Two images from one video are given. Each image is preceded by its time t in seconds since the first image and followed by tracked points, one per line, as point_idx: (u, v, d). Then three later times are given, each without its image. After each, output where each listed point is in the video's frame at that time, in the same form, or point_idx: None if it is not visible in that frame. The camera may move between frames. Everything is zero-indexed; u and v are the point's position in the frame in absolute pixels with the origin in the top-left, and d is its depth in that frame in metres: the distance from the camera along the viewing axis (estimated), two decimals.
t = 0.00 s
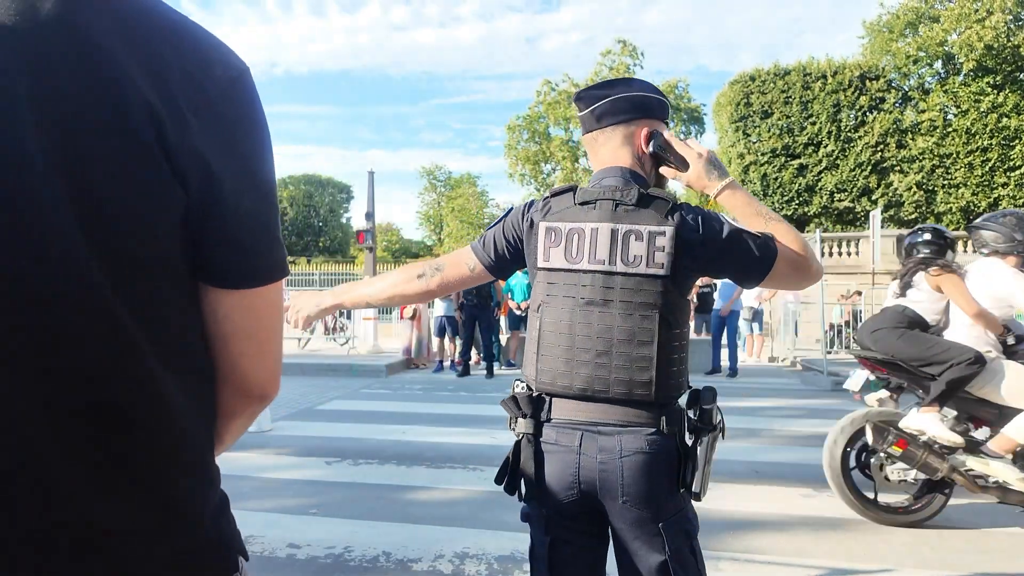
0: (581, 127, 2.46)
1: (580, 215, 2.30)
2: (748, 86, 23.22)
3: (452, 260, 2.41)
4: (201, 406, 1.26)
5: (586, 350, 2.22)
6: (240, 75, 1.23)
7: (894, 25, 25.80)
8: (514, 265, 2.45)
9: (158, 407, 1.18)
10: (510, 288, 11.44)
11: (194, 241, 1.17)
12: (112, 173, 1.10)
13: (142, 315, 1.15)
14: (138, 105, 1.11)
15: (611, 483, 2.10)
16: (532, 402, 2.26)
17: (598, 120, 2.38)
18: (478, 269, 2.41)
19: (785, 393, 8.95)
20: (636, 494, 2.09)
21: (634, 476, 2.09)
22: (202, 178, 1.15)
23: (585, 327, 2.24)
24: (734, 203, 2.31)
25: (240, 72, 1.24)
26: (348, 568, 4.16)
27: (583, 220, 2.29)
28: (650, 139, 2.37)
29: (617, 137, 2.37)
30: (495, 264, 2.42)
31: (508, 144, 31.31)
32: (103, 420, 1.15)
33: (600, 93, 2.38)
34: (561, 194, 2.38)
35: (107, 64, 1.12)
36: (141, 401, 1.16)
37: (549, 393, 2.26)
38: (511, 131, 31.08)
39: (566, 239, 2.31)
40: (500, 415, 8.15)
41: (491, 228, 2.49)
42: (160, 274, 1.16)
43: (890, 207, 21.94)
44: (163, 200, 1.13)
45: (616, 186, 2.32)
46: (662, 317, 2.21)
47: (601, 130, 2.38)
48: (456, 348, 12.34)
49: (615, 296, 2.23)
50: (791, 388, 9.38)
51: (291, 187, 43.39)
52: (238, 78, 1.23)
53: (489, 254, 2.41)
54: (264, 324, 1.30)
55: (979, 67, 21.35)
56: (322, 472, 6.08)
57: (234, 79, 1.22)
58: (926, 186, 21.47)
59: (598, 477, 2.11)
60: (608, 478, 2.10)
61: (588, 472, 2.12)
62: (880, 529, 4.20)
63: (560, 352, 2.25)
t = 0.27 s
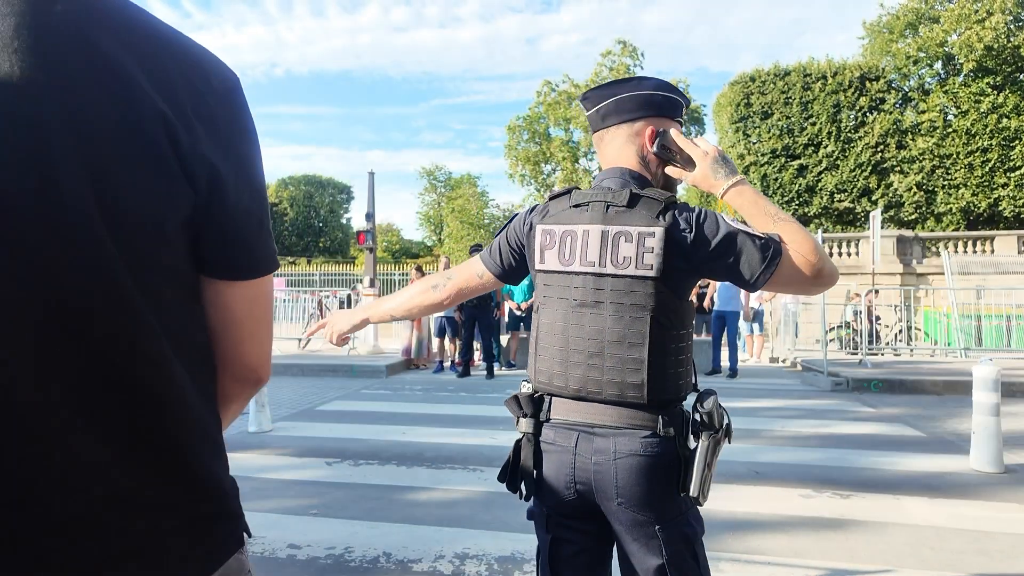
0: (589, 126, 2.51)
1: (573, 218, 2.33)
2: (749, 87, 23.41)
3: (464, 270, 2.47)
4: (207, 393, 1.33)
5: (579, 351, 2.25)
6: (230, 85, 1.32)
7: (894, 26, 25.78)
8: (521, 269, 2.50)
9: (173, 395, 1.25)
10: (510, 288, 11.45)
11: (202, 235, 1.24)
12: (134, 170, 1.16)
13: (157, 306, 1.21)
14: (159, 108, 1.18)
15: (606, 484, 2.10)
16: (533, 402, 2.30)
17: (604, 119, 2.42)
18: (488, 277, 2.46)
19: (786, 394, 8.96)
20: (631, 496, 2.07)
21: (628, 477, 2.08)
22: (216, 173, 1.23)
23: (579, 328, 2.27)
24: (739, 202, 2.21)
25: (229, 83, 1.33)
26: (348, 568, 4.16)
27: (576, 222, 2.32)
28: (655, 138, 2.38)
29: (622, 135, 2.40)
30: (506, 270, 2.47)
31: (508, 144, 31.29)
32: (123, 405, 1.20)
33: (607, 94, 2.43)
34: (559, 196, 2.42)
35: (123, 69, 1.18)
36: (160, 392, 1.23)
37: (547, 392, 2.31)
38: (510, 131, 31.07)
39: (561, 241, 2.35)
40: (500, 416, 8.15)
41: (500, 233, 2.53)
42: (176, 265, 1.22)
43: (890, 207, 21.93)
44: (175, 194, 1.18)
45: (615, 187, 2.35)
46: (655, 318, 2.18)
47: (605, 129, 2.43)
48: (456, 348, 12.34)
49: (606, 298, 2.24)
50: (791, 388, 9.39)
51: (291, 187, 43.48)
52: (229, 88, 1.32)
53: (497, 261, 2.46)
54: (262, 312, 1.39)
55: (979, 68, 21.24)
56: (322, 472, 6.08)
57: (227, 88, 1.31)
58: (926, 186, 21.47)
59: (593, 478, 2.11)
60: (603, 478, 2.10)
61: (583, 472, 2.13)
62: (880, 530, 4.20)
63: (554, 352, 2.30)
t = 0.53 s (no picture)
0: (590, 124, 2.51)
1: (571, 217, 2.33)
2: (748, 87, 23.37)
3: (462, 268, 2.48)
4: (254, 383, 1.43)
5: (578, 350, 2.25)
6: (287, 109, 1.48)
7: (894, 26, 25.79)
8: (520, 269, 2.50)
9: (227, 385, 1.35)
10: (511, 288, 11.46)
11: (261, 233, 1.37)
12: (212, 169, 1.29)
13: (221, 299, 1.32)
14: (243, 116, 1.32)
15: (606, 481, 2.10)
16: (532, 401, 2.30)
17: (605, 116, 2.43)
18: (488, 275, 2.47)
19: (785, 394, 8.96)
20: (631, 493, 2.07)
21: (628, 474, 2.08)
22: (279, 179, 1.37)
23: (577, 328, 2.27)
24: (739, 202, 2.21)
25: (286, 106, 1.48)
26: (348, 568, 4.16)
27: (575, 222, 2.32)
28: (656, 137, 2.38)
29: (622, 133, 2.40)
30: (505, 269, 2.48)
31: (508, 145, 31.30)
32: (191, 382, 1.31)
33: (610, 90, 2.43)
34: (556, 196, 2.42)
35: (210, 76, 1.31)
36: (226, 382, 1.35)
37: (546, 391, 2.31)
38: (511, 132, 31.07)
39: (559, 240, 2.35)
40: (500, 416, 8.16)
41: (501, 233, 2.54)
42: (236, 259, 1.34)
43: (890, 207, 21.95)
44: (241, 204, 1.33)
45: (613, 185, 2.34)
46: (653, 317, 2.18)
47: (606, 126, 2.43)
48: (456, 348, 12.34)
49: (605, 297, 2.24)
50: (791, 388, 9.39)
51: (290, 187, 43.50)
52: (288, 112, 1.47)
53: (495, 260, 2.47)
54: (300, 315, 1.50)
55: (979, 68, 21.25)
56: (323, 472, 6.08)
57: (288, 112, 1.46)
58: (926, 186, 21.49)
59: (593, 475, 2.12)
60: (602, 476, 2.10)
61: (582, 470, 2.14)
62: (879, 529, 4.20)
63: (553, 351, 2.31)
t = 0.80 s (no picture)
0: (585, 121, 2.49)
1: (574, 215, 2.33)
2: (748, 87, 23.35)
3: (456, 265, 2.45)
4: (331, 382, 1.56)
5: (581, 347, 2.25)
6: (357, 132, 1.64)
7: (894, 26, 25.82)
8: (516, 266, 2.48)
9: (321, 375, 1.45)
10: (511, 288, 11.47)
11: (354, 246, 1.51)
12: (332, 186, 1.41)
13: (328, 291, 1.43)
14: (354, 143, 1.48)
15: (607, 479, 2.11)
16: (530, 399, 2.29)
17: (604, 114, 2.41)
18: (481, 272, 2.45)
19: (784, 393, 8.97)
20: (632, 490, 2.08)
21: (630, 471, 2.09)
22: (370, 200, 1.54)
23: (580, 325, 2.27)
24: (734, 203, 2.28)
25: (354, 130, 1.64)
26: (348, 567, 4.16)
27: (578, 219, 2.32)
28: (653, 137, 2.39)
29: (620, 132, 2.39)
30: (498, 268, 2.45)
31: (508, 144, 31.31)
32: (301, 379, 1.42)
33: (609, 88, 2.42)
34: (556, 193, 2.41)
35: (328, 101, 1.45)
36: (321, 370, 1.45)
37: (546, 390, 2.30)
38: (510, 131, 31.08)
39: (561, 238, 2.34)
40: (500, 416, 8.16)
41: (496, 230, 2.53)
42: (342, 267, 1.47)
43: (890, 207, 21.99)
44: (346, 206, 1.46)
45: (613, 185, 2.33)
46: (656, 315, 2.21)
47: (605, 124, 2.41)
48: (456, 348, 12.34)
49: (608, 295, 2.25)
50: (790, 388, 9.39)
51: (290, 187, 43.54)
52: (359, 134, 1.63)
53: (489, 257, 2.45)
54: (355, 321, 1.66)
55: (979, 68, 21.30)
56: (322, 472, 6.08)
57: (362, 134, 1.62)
58: (926, 187, 21.52)
59: (593, 473, 2.12)
60: (604, 473, 2.11)
61: (584, 468, 2.13)
62: (877, 528, 4.21)
63: (556, 349, 2.30)
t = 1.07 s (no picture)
0: (578, 116, 2.45)
1: (577, 211, 2.31)
2: (748, 87, 23.28)
3: (448, 260, 2.43)
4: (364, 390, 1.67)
5: (584, 344, 2.23)
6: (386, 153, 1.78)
7: (894, 26, 25.84)
8: (509, 263, 2.46)
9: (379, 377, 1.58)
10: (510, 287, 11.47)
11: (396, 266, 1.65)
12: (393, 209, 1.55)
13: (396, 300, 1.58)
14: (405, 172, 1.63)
15: (610, 474, 2.11)
16: (530, 396, 2.27)
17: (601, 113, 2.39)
18: (473, 268, 2.43)
19: (783, 392, 8.96)
20: (634, 484, 2.09)
21: (633, 466, 2.10)
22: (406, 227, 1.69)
23: (583, 322, 2.25)
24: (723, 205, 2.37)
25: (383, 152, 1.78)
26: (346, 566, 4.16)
27: (580, 215, 2.30)
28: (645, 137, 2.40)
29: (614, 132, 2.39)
30: (491, 264, 2.43)
31: (508, 144, 31.30)
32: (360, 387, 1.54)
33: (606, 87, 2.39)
34: (556, 190, 2.39)
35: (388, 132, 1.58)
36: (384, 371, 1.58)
37: (546, 387, 2.27)
38: (510, 131, 31.07)
39: (563, 234, 2.31)
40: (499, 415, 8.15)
41: (491, 227, 2.50)
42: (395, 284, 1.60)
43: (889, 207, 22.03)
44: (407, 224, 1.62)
45: (611, 182, 2.32)
46: (658, 311, 2.23)
47: (601, 121, 2.39)
48: (455, 347, 12.33)
49: (612, 291, 2.24)
50: (790, 387, 9.39)
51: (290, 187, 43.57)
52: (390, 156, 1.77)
53: (483, 252, 2.43)
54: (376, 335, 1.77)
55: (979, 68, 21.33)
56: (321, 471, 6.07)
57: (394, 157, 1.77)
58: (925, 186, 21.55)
59: (596, 469, 2.12)
60: (607, 469, 2.11)
61: (586, 464, 2.13)
62: (876, 527, 4.21)
63: (558, 345, 2.26)
